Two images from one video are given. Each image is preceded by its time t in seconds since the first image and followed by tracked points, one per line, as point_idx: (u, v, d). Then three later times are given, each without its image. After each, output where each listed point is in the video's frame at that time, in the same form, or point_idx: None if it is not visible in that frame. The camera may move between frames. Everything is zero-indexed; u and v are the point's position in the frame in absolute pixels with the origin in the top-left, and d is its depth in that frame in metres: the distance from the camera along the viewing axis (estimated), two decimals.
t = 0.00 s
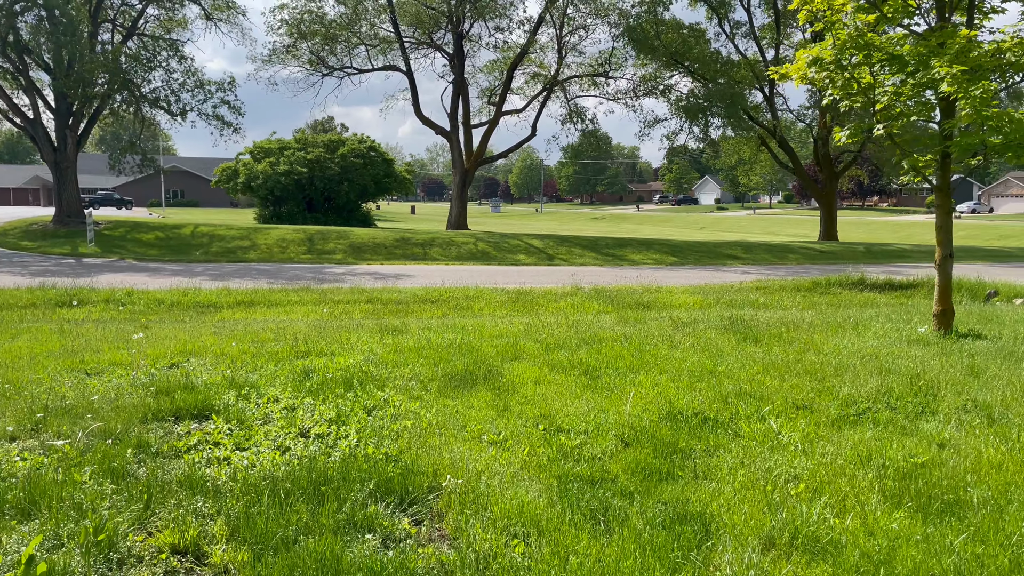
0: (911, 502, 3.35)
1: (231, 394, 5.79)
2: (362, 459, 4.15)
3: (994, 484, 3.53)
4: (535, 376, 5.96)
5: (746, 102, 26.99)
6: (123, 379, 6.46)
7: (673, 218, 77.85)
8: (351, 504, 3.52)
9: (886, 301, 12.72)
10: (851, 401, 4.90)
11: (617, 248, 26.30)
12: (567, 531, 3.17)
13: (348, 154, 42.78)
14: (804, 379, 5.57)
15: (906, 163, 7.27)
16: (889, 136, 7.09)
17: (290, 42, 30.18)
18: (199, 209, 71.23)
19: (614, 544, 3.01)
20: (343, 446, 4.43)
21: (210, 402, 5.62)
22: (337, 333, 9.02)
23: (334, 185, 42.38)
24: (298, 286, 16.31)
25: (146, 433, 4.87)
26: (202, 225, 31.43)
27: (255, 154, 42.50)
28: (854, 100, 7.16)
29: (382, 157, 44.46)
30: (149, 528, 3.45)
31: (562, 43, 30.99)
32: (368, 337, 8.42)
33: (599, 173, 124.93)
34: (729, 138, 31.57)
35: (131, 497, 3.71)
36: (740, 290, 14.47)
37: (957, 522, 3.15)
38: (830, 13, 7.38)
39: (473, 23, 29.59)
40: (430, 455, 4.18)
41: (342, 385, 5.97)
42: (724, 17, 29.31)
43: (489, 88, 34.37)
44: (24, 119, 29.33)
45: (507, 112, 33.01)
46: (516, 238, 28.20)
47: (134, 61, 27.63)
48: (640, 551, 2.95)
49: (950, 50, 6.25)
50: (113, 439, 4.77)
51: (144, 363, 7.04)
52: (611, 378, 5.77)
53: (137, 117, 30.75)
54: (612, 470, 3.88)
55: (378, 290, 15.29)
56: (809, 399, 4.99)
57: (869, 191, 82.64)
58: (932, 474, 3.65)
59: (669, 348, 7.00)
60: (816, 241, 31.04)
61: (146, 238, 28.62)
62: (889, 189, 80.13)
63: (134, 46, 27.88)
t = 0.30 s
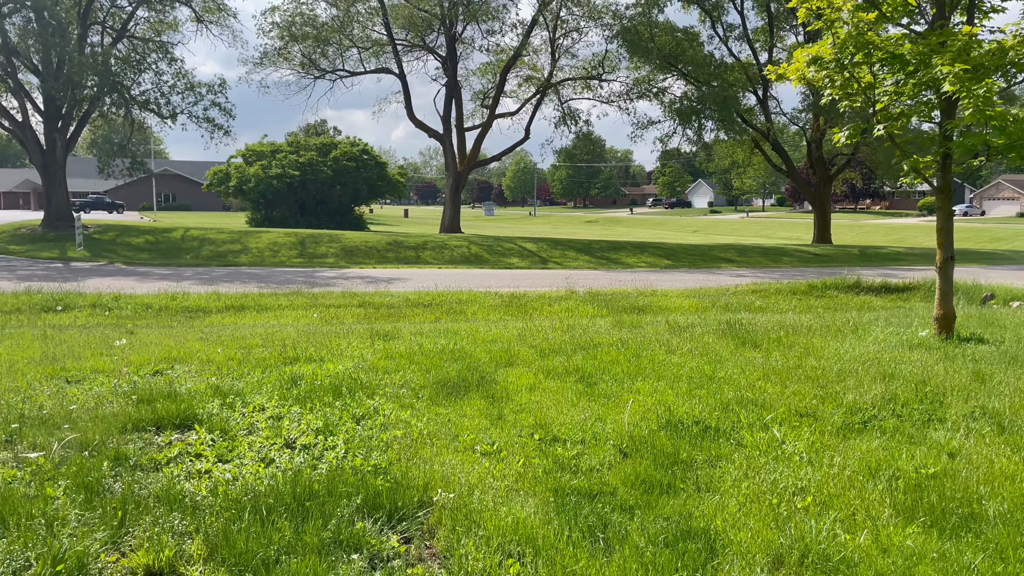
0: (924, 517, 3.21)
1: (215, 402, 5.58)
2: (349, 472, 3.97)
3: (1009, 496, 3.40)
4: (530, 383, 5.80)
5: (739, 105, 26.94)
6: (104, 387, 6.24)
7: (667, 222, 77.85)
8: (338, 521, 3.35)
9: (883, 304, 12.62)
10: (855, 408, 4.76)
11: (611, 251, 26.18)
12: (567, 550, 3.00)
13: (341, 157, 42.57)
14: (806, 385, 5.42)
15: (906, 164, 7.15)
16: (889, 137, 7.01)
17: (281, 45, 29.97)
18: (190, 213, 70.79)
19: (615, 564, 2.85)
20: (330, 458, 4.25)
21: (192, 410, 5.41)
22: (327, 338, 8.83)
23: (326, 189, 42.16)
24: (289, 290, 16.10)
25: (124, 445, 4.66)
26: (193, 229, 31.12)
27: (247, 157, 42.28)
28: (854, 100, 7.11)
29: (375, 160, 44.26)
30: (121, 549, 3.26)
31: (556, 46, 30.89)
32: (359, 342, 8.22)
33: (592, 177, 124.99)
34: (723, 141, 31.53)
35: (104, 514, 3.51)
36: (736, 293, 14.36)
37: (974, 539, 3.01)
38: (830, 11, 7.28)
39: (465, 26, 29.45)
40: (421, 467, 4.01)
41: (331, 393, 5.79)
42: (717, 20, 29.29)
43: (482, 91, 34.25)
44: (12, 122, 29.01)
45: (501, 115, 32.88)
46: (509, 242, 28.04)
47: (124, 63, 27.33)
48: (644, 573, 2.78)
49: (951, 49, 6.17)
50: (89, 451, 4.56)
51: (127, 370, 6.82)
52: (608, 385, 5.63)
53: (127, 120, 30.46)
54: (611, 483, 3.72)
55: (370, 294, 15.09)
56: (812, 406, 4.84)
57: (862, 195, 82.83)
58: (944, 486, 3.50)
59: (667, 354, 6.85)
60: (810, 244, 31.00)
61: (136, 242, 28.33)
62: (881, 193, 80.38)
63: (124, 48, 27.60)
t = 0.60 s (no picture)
0: (940, 539, 3.02)
1: (195, 413, 5.34)
2: (331, 489, 3.75)
3: None
4: (524, 390, 5.61)
5: (734, 105, 26.81)
6: (80, 396, 5.99)
7: (661, 222, 77.82)
8: (317, 545, 3.13)
9: (881, 306, 12.46)
10: (861, 418, 4.57)
11: (605, 252, 26.01)
12: None
13: (334, 158, 42.34)
14: (808, 391, 5.24)
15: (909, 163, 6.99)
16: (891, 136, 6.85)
17: (273, 45, 29.69)
18: (183, 214, 70.46)
19: None
20: (312, 473, 4.03)
21: (171, 420, 5.16)
22: (316, 343, 8.59)
23: (319, 189, 41.87)
24: (279, 292, 15.86)
25: (93, 460, 4.41)
26: (183, 230, 30.79)
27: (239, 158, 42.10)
28: (855, 99, 6.98)
29: (368, 161, 44.01)
30: None
31: (550, 45, 30.74)
32: (347, 348, 8.00)
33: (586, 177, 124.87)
34: (718, 141, 31.43)
35: (67, 538, 3.28)
36: (732, 295, 14.21)
37: (995, 565, 2.82)
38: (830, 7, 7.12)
39: (459, 25, 29.24)
40: (407, 484, 3.79)
41: (316, 402, 5.57)
42: (712, 20, 29.17)
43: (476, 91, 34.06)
44: None
45: (494, 115, 32.68)
46: (503, 242, 27.83)
47: (114, 63, 26.99)
48: None
49: (956, 45, 6.05)
50: (57, 467, 4.32)
51: (105, 378, 6.58)
52: (604, 393, 5.43)
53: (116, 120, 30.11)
54: (608, 500, 3.51)
55: (361, 296, 14.87)
56: (815, 415, 4.67)
57: (856, 195, 82.92)
58: (960, 503, 3.32)
59: (664, 359, 6.67)
60: (805, 244, 30.90)
61: (126, 243, 28.00)
62: (875, 193, 80.55)
63: (114, 47, 27.26)
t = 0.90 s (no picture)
0: (960, 566, 2.89)
1: (183, 427, 5.18)
2: (325, 510, 3.60)
3: None
4: (523, 402, 5.47)
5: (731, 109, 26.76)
6: (67, 409, 5.83)
7: (658, 226, 77.82)
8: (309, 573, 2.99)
9: (881, 312, 12.36)
10: (871, 432, 4.45)
11: (602, 256, 25.91)
12: None
13: (330, 161, 42.21)
14: (814, 403, 5.13)
15: (913, 169, 6.89)
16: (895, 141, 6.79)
17: (269, 48, 29.54)
18: (178, 218, 70.09)
19: None
20: (305, 493, 3.88)
21: (160, 435, 5.01)
22: (310, 351, 8.43)
23: (315, 193, 41.70)
24: (274, 298, 15.70)
25: (76, 479, 4.24)
26: (178, 234, 30.58)
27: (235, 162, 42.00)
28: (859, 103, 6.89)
29: (364, 164, 43.88)
30: None
31: (546, 49, 30.70)
32: (342, 356, 7.83)
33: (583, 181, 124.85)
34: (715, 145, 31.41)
35: (46, 564, 3.13)
36: (731, 300, 14.12)
37: None
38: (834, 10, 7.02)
39: (455, 28, 29.16)
40: (404, 504, 3.65)
41: (310, 414, 5.41)
42: (709, 24, 29.17)
43: (473, 95, 33.99)
44: None
45: (491, 119, 32.61)
46: (500, 247, 27.69)
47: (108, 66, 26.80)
48: None
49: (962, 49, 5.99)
50: (39, 485, 4.15)
51: (93, 389, 6.41)
52: (606, 405, 5.30)
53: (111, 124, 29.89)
54: (613, 522, 3.38)
55: (357, 302, 14.72)
56: (824, 429, 4.54)
57: (852, 199, 83.09)
58: (980, 525, 3.20)
59: (666, 368, 6.54)
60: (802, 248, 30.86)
61: (120, 247, 27.78)
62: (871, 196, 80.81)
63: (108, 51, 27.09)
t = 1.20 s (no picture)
0: None
1: (170, 435, 5.00)
2: (315, 525, 3.44)
3: None
4: (522, 408, 5.33)
5: (730, 110, 26.67)
6: (51, 415, 5.65)
7: (654, 228, 77.78)
8: None
9: (882, 314, 12.23)
10: (883, 439, 4.29)
11: (600, 258, 25.78)
12: None
13: (326, 163, 42.05)
14: (822, 409, 4.97)
15: (918, 169, 6.82)
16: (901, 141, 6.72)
17: (264, 48, 29.36)
18: (173, 219, 69.74)
19: None
20: (295, 505, 3.72)
21: (146, 442, 4.84)
22: (303, 355, 8.26)
23: (311, 195, 41.50)
24: (268, 300, 15.52)
25: (57, 490, 4.06)
26: (173, 235, 30.35)
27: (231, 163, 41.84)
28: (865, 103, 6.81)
29: (360, 166, 43.72)
30: None
31: (543, 50, 30.61)
32: (337, 361, 7.66)
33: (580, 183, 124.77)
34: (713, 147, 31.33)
35: None
36: (731, 302, 14.00)
37: None
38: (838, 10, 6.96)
39: (452, 29, 29.03)
40: (398, 518, 3.48)
41: (302, 421, 5.25)
42: (706, 25, 29.09)
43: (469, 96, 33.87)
44: None
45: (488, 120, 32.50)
46: (497, 248, 27.55)
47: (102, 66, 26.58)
48: None
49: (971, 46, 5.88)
50: (16, 497, 3.97)
51: (80, 395, 6.24)
52: (608, 412, 5.16)
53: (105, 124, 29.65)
54: (618, 536, 3.22)
55: (352, 304, 14.55)
56: (834, 436, 4.39)
57: (848, 200, 83.17)
58: (1003, 540, 3.04)
59: (669, 373, 6.38)
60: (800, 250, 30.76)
61: (113, 249, 27.54)
62: (868, 198, 80.93)
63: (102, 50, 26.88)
